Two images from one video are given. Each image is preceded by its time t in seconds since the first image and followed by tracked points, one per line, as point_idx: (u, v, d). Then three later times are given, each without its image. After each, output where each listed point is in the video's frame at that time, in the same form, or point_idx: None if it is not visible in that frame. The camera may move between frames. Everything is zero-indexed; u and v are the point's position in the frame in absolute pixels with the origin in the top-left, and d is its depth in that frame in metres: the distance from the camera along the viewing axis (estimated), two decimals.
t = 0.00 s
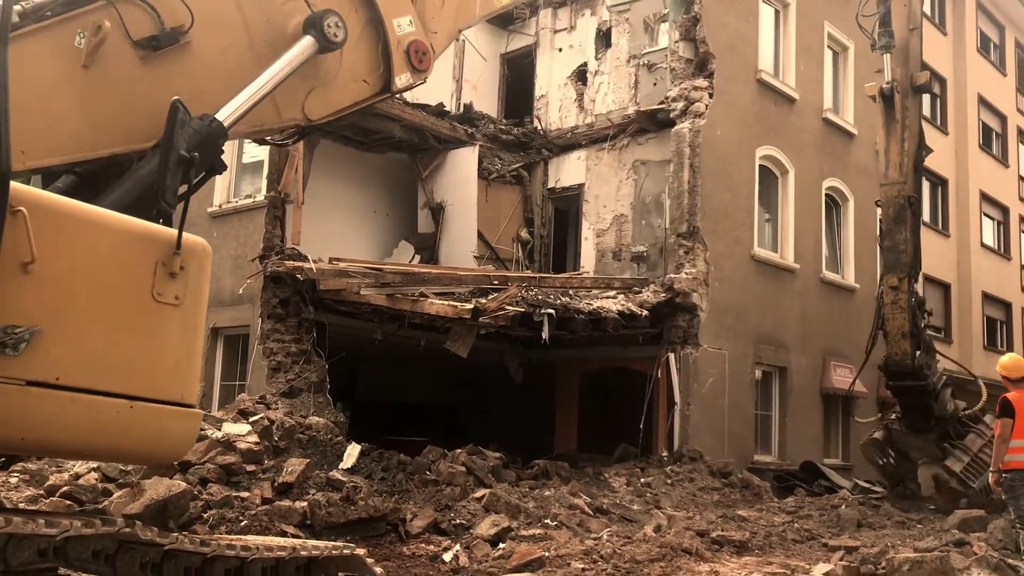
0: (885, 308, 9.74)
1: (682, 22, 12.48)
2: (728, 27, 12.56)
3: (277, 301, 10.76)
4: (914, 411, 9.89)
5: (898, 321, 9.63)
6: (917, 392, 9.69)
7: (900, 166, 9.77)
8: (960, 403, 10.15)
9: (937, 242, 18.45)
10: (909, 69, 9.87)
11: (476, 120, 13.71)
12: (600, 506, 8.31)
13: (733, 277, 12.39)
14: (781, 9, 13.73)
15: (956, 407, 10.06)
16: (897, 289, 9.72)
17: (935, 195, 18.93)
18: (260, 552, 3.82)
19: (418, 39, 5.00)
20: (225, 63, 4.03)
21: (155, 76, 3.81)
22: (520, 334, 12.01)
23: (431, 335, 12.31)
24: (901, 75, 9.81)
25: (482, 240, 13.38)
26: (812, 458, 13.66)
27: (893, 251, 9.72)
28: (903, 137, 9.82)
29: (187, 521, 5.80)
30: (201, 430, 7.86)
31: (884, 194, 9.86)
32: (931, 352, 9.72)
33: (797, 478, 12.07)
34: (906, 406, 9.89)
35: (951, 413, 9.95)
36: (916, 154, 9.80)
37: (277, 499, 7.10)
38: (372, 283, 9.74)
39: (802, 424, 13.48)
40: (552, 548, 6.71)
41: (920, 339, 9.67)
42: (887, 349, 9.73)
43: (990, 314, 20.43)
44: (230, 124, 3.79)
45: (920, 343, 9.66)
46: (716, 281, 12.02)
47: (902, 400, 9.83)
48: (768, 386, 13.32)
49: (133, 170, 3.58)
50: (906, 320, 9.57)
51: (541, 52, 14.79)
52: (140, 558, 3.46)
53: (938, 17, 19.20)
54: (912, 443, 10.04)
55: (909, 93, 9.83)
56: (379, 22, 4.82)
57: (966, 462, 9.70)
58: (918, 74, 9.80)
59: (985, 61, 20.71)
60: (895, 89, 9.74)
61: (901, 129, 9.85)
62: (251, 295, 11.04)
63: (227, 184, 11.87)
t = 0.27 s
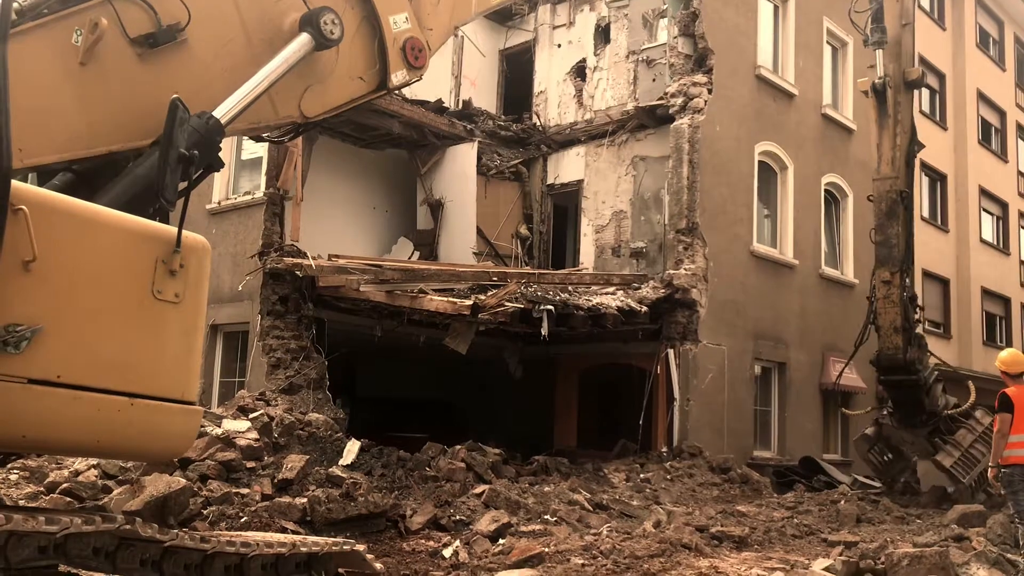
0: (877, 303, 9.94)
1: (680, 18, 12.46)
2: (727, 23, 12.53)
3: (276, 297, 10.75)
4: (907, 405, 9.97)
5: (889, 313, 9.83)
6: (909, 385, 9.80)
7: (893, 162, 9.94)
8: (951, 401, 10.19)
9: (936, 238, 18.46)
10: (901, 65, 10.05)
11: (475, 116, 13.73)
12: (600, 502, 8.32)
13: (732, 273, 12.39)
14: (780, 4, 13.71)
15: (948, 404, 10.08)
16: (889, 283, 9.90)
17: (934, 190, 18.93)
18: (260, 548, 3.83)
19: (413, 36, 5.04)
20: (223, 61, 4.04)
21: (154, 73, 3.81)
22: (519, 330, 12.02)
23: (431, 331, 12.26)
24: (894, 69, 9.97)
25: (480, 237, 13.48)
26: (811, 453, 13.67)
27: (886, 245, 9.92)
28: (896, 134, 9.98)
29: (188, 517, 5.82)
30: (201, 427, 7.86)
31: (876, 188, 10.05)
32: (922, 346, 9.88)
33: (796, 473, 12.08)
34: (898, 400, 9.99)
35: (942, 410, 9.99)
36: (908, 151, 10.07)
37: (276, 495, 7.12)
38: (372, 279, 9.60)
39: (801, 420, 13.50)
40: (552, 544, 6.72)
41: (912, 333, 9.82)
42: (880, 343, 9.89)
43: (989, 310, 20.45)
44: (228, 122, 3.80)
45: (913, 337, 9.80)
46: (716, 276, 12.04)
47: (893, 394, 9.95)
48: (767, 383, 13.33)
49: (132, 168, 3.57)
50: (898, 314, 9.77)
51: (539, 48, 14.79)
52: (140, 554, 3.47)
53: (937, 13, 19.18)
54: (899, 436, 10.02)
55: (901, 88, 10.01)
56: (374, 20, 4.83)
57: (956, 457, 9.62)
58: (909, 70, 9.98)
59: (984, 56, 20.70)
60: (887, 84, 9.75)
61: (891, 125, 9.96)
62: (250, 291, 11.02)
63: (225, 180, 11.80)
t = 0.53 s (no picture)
0: (868, 293, 10.14)
1: (681, 15, 12.44)
2: (728, 20, 12.52)
3: (279, 295, 10.80)
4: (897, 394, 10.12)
5: (880, 303, 10.05)
6: (899, 374, 9.97)
7: (885, 152, 10.09)
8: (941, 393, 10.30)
9: (938, 234, 18.45)
10: (894, 56, 10.16)
11: (476, 114, 13.74)
12: (602, 499, 8.33)
13: (733, 270, 12.39)
14: (781, 1, 13.69)
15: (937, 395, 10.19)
16: (880, 273, 10.09)
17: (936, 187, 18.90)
18: (262, 546, 3.84)
19: (410, 32, 5.05)
20: (223, 58, 4.07)
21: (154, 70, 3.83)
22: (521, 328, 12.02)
23: (432, 329, 12.28)
24: (887, 60, 10.12)
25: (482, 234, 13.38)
26: (813, 451, 13.67)
27: (877, 235, 10.10)
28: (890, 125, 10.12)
29: (190, 515, 5.83)
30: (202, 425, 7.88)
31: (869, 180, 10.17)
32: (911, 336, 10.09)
33: (798, 470, 12.08)
34: (888, 389, 10.15)
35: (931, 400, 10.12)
36: (900, 141, 10.17)
37: (278, 493, 7.13)
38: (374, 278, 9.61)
39: (802, 417, 13.50)
40: (553, 541, 6.73)
41: (902, 324, 10.02)
42: (870, 333, 10.11)
43: (991, 307, 20.44)
44: (227, 119, 3.82)
45: (902, 327, 10.00)
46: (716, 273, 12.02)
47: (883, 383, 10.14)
48: (769, 380, 13.33)
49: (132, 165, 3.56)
50: (887, 304, 9.99)
51: (540, 45, 14.79)
52: (143, 553, 3.47)
53: (938, 9, 19.14)
54: (889, 426, 10.12)
55: (894, 77, 10.06)
56: (371, 15, 4.83)
57: (945, 446, 9.68)
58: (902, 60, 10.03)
59: (986, 53, 20.67)
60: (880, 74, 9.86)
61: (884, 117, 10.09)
62: (252, 289, 11.02)
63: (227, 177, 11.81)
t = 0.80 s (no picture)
0: (854, 283, 9.76)
1: (683, 14, 12.43)
2: (730, 19, 12.51)
3: (281, 295, 10.79)
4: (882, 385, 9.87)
5: (864, 293, 9.69)
6: (885, 366, 9.68)
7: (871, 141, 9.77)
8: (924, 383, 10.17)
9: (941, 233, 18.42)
10: (882, 46, 9.85)
11: (477, 114, 13.74)
12: (604, 499, 8.33)
13: (735, 269, 12.38)
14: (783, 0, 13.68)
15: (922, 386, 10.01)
16: (864, 263, 9.74)
17: (939, 186, 18.86)
18: (263, 547, 3.84)
19: (406, 31, 5.11)
20: (220, 56, 4.00)
21: (151, 70, 3.79)
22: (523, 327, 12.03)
23: (434, 328, 12.28)
24: (875, 50, 9.82)
25: (484, 234, 13.37)
26: (815, 450, 13.66)
27: (863, 224, 9.79)
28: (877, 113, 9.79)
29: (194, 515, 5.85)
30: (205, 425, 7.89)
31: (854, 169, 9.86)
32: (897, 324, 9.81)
33: (800, 470, 12.08)
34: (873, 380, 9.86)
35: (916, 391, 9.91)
36: (888, 130, 9.82)
37: (281, 493, 7.12)
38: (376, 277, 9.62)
39: (804, 416, 13.49)
40: (556, 540, 6.73)
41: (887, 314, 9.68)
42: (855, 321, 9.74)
43: (993, 306, 20.42)
44: (223, 120, 3.77)
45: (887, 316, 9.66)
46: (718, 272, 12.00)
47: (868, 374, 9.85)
48: (770, 379, 13.33)
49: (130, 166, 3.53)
50: (873, 293, 9.62)
51: (542, 45, 14.78)
52: (144, 555, 3.47)
53: (940, 8, 19.12)
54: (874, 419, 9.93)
55: (881, 69, 9.76)
56: (366, 13, 4.81)
57: (927, 441, 9.57)
58: (891, 51, 9.76)
59: (988, 52, 20.65)
60: (868, 64, 9.74)
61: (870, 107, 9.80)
62: (254, 289, 11.02)
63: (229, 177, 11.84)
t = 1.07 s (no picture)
0: (833, 270, 9.55)
1: (683, 15, 12.44)
2: (730, 19, 12.51)
3: (281, 296, 10.81)
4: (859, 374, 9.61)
5: (844, 281, 9.46)
6: (863, 354, 9.42)
7: (853, 131, 9.57)
8: (906, 375, 9.85)
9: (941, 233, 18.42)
10: (866, 38, 9.68)
11: (478, 115, 13.75)
12: (605, 499, 8.33)
13: (736, 269, 12.38)
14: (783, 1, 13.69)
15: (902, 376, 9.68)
16: (844, 251, 9.53)
17: (939, 186, 18.85)
18: (263, 548, 3.84)
19: (399, 30, 5.01)
20: (216, 56, 4.00)
21: (147, 71, 3.78)
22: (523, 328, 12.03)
23: (435, 329, 12.28)
24: (858, 41, 9.63)
25: (485, 235, 13.39)
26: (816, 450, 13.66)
27: (844, 214, 9.56)
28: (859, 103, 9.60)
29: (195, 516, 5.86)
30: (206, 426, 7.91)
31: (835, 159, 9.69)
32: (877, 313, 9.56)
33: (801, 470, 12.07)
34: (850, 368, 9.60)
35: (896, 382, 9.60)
36: (868, 122, 9.69)
37: (282, 494, 7.13)
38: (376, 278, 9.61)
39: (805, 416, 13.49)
40: (557, 541, 6.73)
41: (867, 302, 9.46)
42: (834, 310, 9.52)
43: (994, 306, 20.42)
44: (219, 120, 3.80)
45: (866, 305, 9.45)
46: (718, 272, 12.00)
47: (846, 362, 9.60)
48: (771, 380, 13.31)
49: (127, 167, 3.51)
50: (852, 281, 9.41)
51: (542, 46, 14.79)
52: (144, 557, 3.47)
53: (940, 8, 19.12)
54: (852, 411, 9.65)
55: (864, 60, 9.63)
56: (359, 12, 4.80)
57: (906, 431, 9.23)
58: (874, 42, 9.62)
59: (988, 52, 20.66)
60: (851, 54, 9.53)
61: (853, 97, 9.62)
62: (254, 290, 11.03)
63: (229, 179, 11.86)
